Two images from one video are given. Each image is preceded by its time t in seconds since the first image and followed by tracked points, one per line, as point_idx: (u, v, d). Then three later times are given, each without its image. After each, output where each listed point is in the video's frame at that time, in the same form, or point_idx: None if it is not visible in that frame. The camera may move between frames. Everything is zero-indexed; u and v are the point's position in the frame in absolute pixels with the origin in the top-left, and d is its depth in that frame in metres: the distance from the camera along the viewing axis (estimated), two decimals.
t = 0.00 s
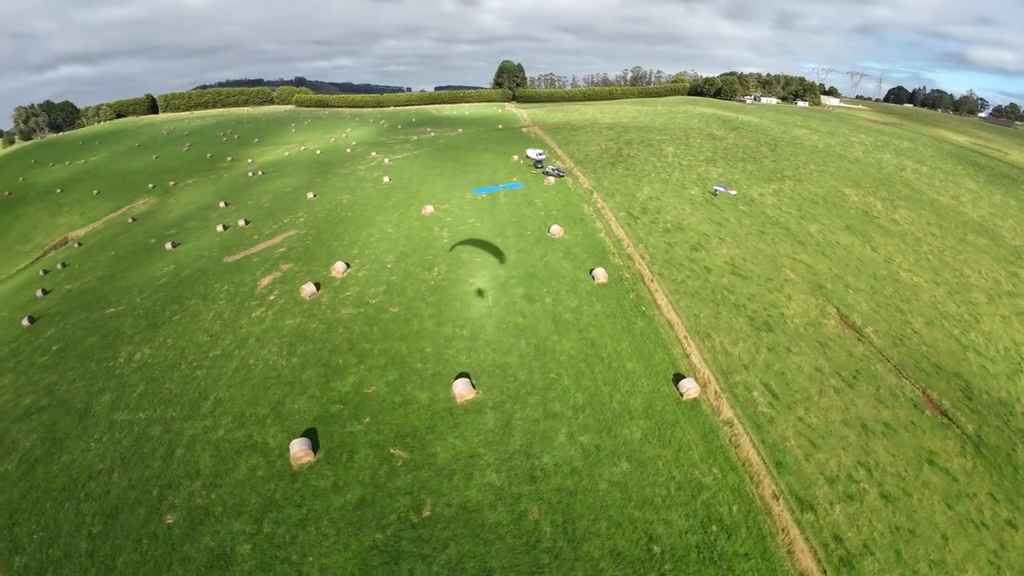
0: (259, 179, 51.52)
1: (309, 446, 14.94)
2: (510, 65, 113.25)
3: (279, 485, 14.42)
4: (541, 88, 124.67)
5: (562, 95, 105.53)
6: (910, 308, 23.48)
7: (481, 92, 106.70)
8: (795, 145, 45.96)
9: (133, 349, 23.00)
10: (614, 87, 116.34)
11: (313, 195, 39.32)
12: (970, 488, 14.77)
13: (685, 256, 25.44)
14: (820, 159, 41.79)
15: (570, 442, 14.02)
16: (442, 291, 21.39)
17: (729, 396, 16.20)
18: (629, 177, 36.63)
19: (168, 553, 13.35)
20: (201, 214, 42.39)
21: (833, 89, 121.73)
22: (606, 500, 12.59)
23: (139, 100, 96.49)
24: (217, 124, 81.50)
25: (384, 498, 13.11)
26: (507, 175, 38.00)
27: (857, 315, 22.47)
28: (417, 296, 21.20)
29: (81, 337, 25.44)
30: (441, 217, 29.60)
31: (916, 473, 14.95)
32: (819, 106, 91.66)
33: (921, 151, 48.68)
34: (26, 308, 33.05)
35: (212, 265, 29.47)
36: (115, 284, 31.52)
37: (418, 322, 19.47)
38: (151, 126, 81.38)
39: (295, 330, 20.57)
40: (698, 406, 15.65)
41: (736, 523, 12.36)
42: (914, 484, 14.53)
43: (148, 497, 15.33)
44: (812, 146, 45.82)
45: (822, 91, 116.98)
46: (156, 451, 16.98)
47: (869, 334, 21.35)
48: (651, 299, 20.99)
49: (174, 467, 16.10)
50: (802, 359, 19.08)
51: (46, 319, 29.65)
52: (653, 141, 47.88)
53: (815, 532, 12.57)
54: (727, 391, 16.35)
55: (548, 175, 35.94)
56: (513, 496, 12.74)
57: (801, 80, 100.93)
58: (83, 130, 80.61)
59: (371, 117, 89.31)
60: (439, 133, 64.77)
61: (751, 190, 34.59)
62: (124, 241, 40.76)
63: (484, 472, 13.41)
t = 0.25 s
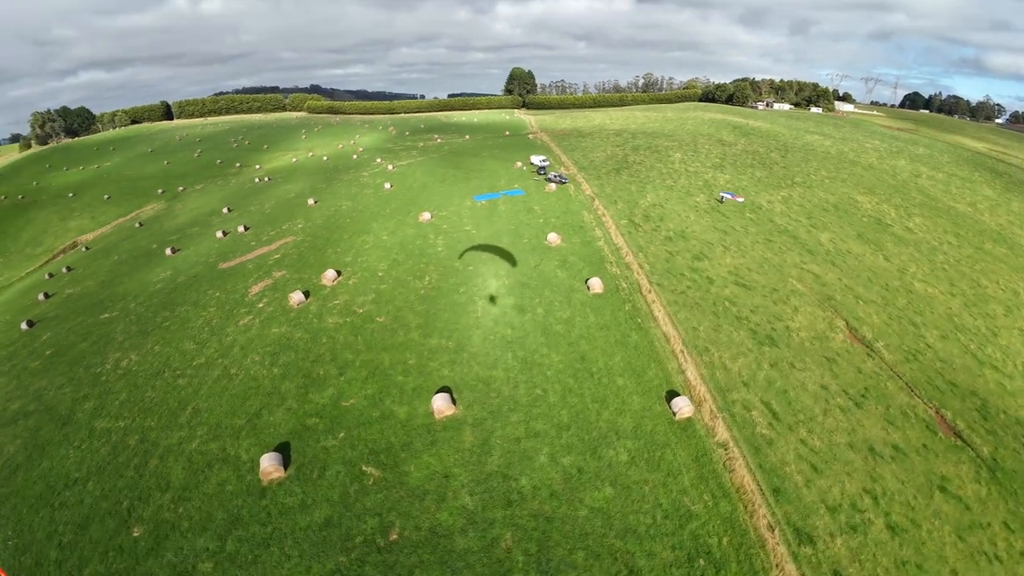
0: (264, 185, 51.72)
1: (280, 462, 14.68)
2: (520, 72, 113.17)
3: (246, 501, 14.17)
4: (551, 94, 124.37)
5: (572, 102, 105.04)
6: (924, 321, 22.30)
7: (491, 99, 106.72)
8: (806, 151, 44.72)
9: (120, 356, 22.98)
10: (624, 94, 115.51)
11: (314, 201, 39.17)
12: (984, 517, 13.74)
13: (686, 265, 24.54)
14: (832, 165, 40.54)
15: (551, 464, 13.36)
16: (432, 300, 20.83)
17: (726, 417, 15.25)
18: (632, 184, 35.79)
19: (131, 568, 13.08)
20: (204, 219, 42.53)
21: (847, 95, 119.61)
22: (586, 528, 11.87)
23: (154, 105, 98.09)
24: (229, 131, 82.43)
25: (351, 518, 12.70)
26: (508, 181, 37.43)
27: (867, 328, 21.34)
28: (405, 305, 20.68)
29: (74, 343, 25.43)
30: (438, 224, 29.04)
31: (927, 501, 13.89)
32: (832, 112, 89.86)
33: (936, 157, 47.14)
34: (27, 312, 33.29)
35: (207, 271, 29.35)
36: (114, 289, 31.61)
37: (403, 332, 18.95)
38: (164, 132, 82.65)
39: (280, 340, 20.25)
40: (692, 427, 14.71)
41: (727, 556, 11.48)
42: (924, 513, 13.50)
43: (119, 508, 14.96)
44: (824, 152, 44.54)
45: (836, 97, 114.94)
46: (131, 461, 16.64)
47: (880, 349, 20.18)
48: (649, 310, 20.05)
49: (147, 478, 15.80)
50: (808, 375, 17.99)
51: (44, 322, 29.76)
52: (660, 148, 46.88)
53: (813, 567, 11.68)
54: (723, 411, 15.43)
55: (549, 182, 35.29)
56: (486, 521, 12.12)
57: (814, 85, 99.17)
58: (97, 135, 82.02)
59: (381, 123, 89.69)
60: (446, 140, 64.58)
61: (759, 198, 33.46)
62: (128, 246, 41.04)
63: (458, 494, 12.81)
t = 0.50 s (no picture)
0: (265, 191, 51.67)
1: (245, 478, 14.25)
2: (527, 79, 113.04)
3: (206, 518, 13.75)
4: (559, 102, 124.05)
5: (579, 109, 104.59)
6: (933, 336, 21.21)
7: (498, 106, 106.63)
8: (814, 158, 43.63)
9: (103, 362, 22.66)
10: (632, 101, 114.85)
11: (311, 207, 38.84)
12: (993, 549, 12.74)
13: (684, 274, 23.62)
14: (840, 173, 39.42)
15: (527, 487, 12.66)
16: (416, 310, 20.20)
17: (719, 438, 14.29)
18: (632, 191, 34.98)
19: None
20: (203, 225, 42.42)
21: (858, 103, 117.90)
22: (559, 559, 11.12)
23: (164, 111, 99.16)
24: (236, 137, 83.02)
25: (311, 540, 12.21)
26: (506, 188, 36.83)
27: (873, 342, 20.27)
28: (390, 315, 20.10)
29: (60, 348, 25.16)
30: (431, 231, 28.44)
31: (933, 533, 12.92)
32: (842, 119, 88.44)
33: (947, 165, 45.85)
34: (22, 315, 33.22)
35: (198, 277, 29.02)
36: (107, 294, 31.45)
37: (384, 344, 18.38)
38: (172, 137, 83.46)
39: (260, 350, 19.77)
40: (681, 449, 13.78)
41: None
42: (928, 546, 12.55)
43: (83, 520, 14.49)
44: (833, 159, 43.40)
45: (846, 104, 113.32)
46: (100, 472, 16.15)
47: (887, 365, 19.08)
48: (641, 323, 19.08)
49: (113, 490, 15.31)
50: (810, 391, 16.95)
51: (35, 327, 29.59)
52: (664, 154, 45.99)
53: None
54: (714, 432, 14.47)
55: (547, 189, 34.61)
56: (452, 549, 11.44)
57: (823, 92, 97.81)
58: (107, 140, 82.98)
59: (387, 130, 89.82)
60: (449, 147, 64.29)
61: (763, 206, 32.44)
62: (127, 251, 41.04)
63: (425, 518, 12.16)
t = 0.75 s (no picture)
0: (264, 195, 51.42)
1: (206, 493, 13.77)
2: (532, 85, 112.77)
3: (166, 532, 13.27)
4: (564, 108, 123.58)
5: (584, 115, 104.10)
6: (940, 350, 20.18)
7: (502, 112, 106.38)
8: (819, 165, 42.59)
9: (82, 368, 22.19)
10: (637, 107, 114.09)
11: (305, 212, 38.43)
12: None
13: (678, 283, 22.71)
14: (846, 180, 38.37)
15: (496, 511, 11.89)
16: (398, 318, 19.53)
17: (707, 460, 13.36)
18: (631, 197, 34.17)
19: None
20: (199, 229, 42.11)
21: (867, 109, 116.38)
22: None
23: (170, 114, 99.74)
24: (241, 141, 83.24)
25: (266, 563, 11.72)
26: (503, 194, 36.18)
27: (877, 356, 19.25)
28: (370, 324, 19.45)
29: (42, 352, 24.74)
30: (422, 237, 27.79)
31: (936, 567, 11.96)
32: (849, 126, 87.21)
33: (956, 172, 44.65)
34: (12, 318, 32.92)
35: (186, 281, 28.57)
36: (97, 297, 31.11)
37: (361, 355, 17.74)
38: (178, 141, 83.87)
39: (236, 358, 19.23)
40: (665, 472, 12.89)
41: None
42: None
43: (46, 530, 13.98)
44: (839, 166, 42.35)
45: (854, 111, 111.94)
46: (66, 481, 15.61)
47: (891, 382, 18.01)
48: (631, 335, 18.16)
49: (78, 500, 14.76)
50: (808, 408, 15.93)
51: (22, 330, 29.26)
52: (665, 161, 45.11)
53: None
54: (702, 453, 13.54)
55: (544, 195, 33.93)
56: None
57: (830, 99, 96.58)
58: (113, 143, 83.52)
59: (391, 135, 89.74)
60: (450, 152, 63.87)
61: (765, 213, 31.45)
62: (122, 254, 40.81)
63: (386, 543, 11.47)
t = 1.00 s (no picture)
0: (262, 196, 51.07)
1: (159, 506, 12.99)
2: (537, 89, 112.28)
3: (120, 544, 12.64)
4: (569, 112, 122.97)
5: (589, 119, 103.39)
6: (947, 365, 19.15)
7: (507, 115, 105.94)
8: (824, 171, 41.57)
9: (59, 369, 21.62)
10: (642, 111, 113.22)
11: (299, 213, 37.87)
12: None
13: (673, 290, 21.81)
14: (852, 186, 37.33)
15: (462, 534, 11.12)
16: (379, 324, 18.82)
17: (694, 482, 12.45)
18: (629, 201, 33.33)
19: None
20: (193, 229, 41.70)
21: (875, 116, 114.88)
22: None
23: (175, 114, 100.00)
24: (244, 142, 83.26)
25: None
26: (499, 197, 35.45)
27: (881, 370, 18.22)
28: (350, 330, 18.76)
29: (22, 353, 24.21)
30: (412, 240, 27.09)
31: None
32: (856, 133, 85.96)
33: (965, 180, 43.49)
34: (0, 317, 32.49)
35: (172, 282, 28.03)
36: (84, 297, 30.63)
37: (336, 362, 17.04)
38: (182, 141, 84.02)
39: (211, 363, 18.60)
40: (647, 496, 12.01)
41: None
42: None
43: (7, 535, 13.43)
44: (845, 173, 41.31)
45: (862, 118, 110.60)
46: (32, 484, 15.03)
47: (896, 399, 16.93)
48: (620, 346, 17.26)
49: (41, 505, 14.17)
50: (806, 425, 14.91)
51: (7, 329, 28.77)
52: (667, 165, 44.20)
53: None
54: (688, 476, 12.63)
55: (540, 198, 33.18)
56: None
57: (838, 105, 95.34)
58: (118, 143, 83.79)
59: (394, 137, 89.49)
60: (451, 155, 63.34)
61: (767, 220, 30.46)
62: (116, 253, 40.44)
63: (341, 567, 10.74)
